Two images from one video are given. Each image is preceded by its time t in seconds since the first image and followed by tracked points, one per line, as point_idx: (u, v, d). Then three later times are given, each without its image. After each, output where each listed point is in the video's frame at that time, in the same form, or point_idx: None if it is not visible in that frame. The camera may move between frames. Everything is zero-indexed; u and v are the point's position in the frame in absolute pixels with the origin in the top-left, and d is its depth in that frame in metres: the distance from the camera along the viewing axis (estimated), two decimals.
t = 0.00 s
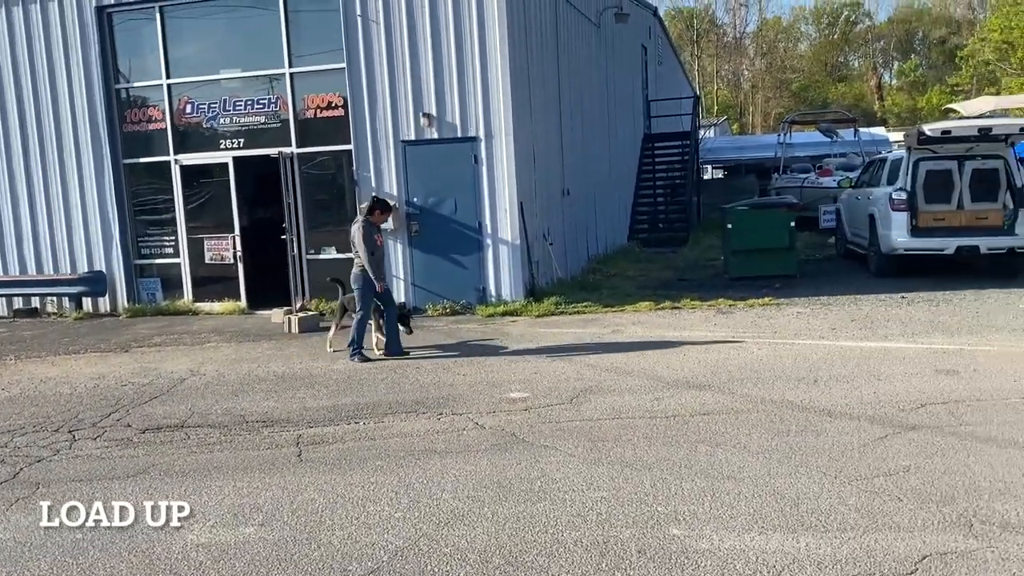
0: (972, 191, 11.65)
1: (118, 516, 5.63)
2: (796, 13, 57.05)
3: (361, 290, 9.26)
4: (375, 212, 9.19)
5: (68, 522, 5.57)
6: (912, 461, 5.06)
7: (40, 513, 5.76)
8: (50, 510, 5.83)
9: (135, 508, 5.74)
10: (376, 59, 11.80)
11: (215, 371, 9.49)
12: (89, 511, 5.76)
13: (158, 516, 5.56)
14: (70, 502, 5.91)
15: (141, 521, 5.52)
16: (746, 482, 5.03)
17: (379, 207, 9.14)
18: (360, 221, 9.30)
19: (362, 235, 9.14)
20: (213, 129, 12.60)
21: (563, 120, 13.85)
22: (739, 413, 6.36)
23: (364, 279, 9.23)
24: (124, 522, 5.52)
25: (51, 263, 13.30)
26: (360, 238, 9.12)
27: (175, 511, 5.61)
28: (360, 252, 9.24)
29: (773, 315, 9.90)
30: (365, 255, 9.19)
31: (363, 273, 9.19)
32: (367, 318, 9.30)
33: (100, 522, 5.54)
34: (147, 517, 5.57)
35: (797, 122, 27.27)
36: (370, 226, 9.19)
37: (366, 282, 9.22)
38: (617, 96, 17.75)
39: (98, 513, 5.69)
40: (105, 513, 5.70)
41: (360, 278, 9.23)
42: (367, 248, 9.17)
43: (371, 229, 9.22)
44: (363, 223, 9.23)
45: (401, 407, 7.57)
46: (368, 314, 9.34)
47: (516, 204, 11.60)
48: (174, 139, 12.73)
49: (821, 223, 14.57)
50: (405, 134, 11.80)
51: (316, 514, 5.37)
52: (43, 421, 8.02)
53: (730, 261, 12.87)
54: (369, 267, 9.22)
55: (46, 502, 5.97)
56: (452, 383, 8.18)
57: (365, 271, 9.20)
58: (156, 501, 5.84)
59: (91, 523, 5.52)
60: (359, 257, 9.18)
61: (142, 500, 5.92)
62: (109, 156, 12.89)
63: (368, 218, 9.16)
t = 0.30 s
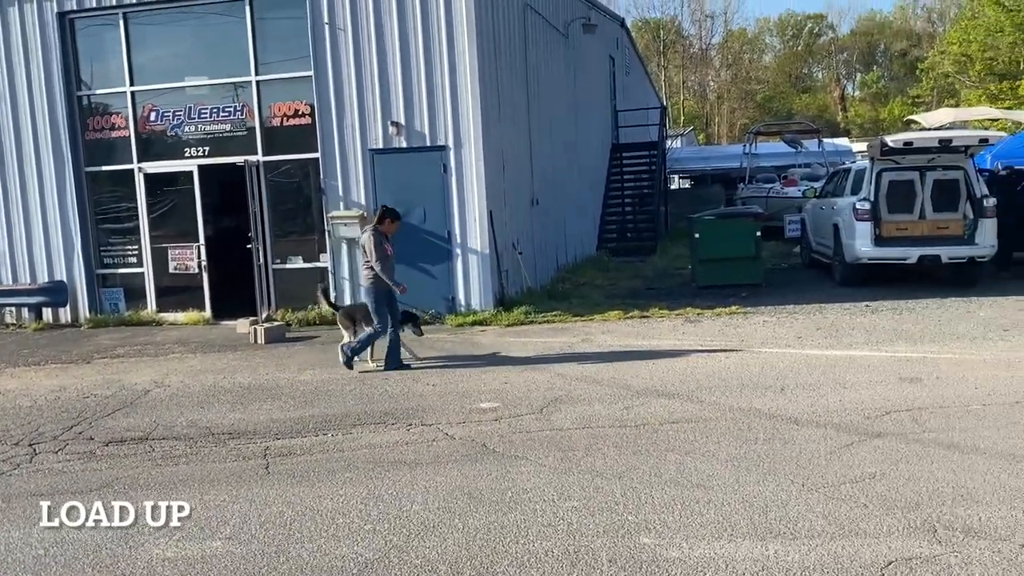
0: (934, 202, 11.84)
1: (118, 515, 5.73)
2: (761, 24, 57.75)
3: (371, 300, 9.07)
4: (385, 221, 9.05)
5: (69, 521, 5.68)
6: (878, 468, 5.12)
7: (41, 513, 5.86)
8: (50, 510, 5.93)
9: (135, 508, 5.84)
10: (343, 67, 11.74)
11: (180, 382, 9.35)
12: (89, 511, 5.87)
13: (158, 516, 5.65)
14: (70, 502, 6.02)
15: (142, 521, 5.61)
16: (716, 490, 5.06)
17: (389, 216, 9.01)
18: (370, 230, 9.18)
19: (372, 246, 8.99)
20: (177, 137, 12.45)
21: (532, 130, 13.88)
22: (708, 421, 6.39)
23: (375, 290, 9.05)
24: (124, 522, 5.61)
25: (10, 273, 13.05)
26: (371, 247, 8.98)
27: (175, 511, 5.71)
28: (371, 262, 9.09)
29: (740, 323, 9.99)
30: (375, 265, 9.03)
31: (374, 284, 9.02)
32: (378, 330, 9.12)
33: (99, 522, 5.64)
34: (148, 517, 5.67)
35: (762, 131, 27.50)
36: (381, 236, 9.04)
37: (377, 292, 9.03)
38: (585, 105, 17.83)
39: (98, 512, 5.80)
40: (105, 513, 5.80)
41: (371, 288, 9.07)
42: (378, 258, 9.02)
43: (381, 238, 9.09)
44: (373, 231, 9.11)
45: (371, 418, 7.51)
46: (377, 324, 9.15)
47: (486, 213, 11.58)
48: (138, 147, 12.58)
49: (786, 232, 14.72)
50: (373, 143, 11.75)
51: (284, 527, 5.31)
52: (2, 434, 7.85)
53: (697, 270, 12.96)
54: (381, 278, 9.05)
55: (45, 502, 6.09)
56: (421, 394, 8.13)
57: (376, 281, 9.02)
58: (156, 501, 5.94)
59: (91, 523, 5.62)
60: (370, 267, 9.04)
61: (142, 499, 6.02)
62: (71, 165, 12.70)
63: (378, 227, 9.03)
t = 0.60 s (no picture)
0: (897, 212, 12.05)
1: (118, 516, 5.82)
2: (728, 36, 58.40)
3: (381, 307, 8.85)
4: (397, 229, 8.77)
5: (69, 521, 5.76)
6: (846, 473, 5.21)
7: (42, 513, 5.95)
8: (51, 509, 6.03)
9: (136, 507, 5.94)
10: (314, 76, 11.71)
11: (148, 393, 9.24)
12: (90, 511, 5.95)
13: (158, 516, 5.74)
14: (71, 503, 6.12)
15: (142, 521, 5.70)
16: (687, 496, 5.12)
17: (401, 224, 8.73)
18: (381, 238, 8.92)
19: (383, 254, 8.73)
20: (145, 144, 12.34)
21: (503, 139, 13.92)
22: (680, 428, 6.47)
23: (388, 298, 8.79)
24: (125, 522, 5.70)
25: None
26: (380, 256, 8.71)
27: (175, 511, 5.80)
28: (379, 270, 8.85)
29: (709, 332, 10.09)
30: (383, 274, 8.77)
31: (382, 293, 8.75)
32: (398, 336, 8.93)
33: (100, 522, 5.72)
34: (148, 517, 5.76)
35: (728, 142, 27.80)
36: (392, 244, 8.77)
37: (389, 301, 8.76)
38: (555, 115, 17.92)
39: (98, 512, 5.88)
40: (105, 513, 5.89)
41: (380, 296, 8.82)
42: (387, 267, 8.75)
43: (392, 248, 8.82)
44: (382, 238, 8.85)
45: (342, 428, 7.47)
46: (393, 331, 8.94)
47: (457, 222, 11.57)
48: (105, 154, 12.45)
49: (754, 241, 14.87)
50: (344, 151, 11.71)
51: (256, 538, 5.26)
52: None
53: (667, 279, 13.08)
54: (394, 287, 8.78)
55: (47, 501, 6.19)
56: (393, 403, 8.10)
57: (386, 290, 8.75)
58: (157, 501, 6.05)
59: (91, 523, 5.70)
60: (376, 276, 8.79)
61: (120, 506, 6.01)
62: (36, 172, 12.53)
63: (389, 236, 8.78)
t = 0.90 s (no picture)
0: (865, 222, 12.21)
1: (119, 515, 5.88)
2: (698, 47, 58.96)
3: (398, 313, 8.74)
4: (412, 236, 8.56)
5: (69, 521, 5.82)
6: (817, 479, 5.28)
7: (42, 513, 6.00)
8: (50, 510, 6.07)
9: (136, 508, 6.00)
10: (286, 83, 11.67)
11: (117, 403, 9.12)
12: (90, 511, 6.01)
13: (158, 516, 5.81)
14: (70, 502, 6.17)
15: (142, 521, 5.76)
16: (661, 503, 5.17)
17: (416, 230, 8.53)
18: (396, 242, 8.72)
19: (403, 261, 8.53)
20: (114, 150, 12.20)
21: (476, 147, 13.95)
22: (653, 435, 6.53)
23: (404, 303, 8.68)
24: (125, 521, 5.77)
25: None
26: (399, 264, 8.52)
27: (175, 511, 5.87)
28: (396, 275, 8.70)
29: (682, 340, 10.18)
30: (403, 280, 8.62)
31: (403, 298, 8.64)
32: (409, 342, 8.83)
33: (100, 522, 5.78)
34: (148, 517, 5.82)
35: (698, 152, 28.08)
36: (409, 250, 8.57)
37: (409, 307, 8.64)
38: (528, 123, 17.98)
39: (99, 512, 5.94)
40: (105, 513, 5.95)
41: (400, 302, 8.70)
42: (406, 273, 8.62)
43: (409, 253, 8.62)
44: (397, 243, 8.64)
45: (315, 437, 7.42)
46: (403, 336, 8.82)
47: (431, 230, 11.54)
48: (73, 160, 12.29)
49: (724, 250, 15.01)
50: (317, 158, 11.66)
51: (230, 548, 5.20)
52: None
53: (639, 287, 13.17)
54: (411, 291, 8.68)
55: (46, 502, 6.24)
56: (368, 412, 8.05)
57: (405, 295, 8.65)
58: (157, 501, 6.12)
59: (91, 523, 5.76)
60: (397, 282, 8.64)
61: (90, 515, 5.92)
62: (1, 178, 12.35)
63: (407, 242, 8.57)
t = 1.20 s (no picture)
0: (836, 229, 12.40)
1: (118, 516, 5.91)
2: (671, 54, 59.36)
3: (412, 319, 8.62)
4: (429, 240, 8.58)
5: (68, 521, 5.83)
6: (791, 483, 5.34)
7: (42, 512, 6.03)
8: (50, 510, 6.10)
9: (136, 508, 6.04)
10: (261, 88, 11.61)
11: (89, 410, 9.01)
12: (89, 511, 6.03)
13: (158, 516, 5.84)
14: (70, 503, 6.20)
15: (142, 521, 5.79)
16: (638, 507, 5.21)
17: (435, 234, 8.58)
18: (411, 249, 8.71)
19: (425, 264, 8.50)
20: (85, 155, 12.08)
21: (452, 154, 13.96)
22: (630, 439, 6.58)
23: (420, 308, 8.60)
24: (125, 522, 5.80)
25: None
26: (420, 267, 8.48)
27: (175, 511, 5.90)
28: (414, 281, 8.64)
29: (657, 345, 10.25)
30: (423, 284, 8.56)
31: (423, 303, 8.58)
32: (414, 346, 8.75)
33: (100, 522, 5.81)
34: (147, 517, 5.85)
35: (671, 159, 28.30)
36: (427, 254, 8.58)
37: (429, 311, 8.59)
38: (503, 129, 18.02)
39: (98, 512, 5.97)
40: (105, 513, 5.98)
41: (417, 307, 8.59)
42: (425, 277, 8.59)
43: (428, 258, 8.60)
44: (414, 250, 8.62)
45: (291, 443, 7.35)
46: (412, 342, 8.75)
47: (407, 236, 11.50)
48: (43, 164, 12.15)
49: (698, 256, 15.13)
50: (292, 164, 11.61)
51: (206, 556, 5.13)
52: None
53: (615, 293, 13.25)
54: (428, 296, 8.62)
55: (46, 502, 6.27)
56: (344, 417, 8.00)
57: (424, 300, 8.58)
58: (156, 501, 6.16)
59: (91, 523, 5.79)
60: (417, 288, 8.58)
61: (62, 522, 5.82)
62: None
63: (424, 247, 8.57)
